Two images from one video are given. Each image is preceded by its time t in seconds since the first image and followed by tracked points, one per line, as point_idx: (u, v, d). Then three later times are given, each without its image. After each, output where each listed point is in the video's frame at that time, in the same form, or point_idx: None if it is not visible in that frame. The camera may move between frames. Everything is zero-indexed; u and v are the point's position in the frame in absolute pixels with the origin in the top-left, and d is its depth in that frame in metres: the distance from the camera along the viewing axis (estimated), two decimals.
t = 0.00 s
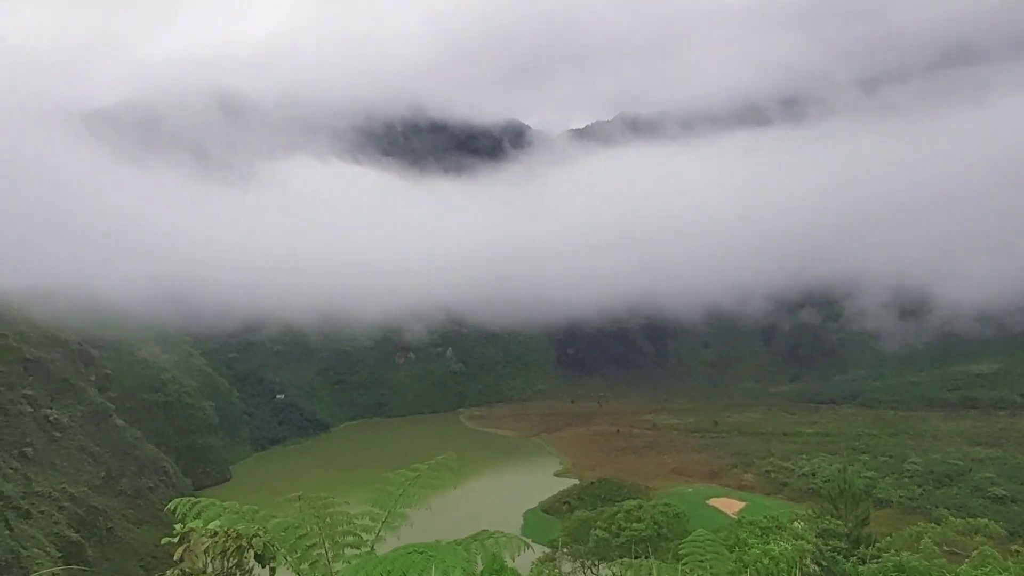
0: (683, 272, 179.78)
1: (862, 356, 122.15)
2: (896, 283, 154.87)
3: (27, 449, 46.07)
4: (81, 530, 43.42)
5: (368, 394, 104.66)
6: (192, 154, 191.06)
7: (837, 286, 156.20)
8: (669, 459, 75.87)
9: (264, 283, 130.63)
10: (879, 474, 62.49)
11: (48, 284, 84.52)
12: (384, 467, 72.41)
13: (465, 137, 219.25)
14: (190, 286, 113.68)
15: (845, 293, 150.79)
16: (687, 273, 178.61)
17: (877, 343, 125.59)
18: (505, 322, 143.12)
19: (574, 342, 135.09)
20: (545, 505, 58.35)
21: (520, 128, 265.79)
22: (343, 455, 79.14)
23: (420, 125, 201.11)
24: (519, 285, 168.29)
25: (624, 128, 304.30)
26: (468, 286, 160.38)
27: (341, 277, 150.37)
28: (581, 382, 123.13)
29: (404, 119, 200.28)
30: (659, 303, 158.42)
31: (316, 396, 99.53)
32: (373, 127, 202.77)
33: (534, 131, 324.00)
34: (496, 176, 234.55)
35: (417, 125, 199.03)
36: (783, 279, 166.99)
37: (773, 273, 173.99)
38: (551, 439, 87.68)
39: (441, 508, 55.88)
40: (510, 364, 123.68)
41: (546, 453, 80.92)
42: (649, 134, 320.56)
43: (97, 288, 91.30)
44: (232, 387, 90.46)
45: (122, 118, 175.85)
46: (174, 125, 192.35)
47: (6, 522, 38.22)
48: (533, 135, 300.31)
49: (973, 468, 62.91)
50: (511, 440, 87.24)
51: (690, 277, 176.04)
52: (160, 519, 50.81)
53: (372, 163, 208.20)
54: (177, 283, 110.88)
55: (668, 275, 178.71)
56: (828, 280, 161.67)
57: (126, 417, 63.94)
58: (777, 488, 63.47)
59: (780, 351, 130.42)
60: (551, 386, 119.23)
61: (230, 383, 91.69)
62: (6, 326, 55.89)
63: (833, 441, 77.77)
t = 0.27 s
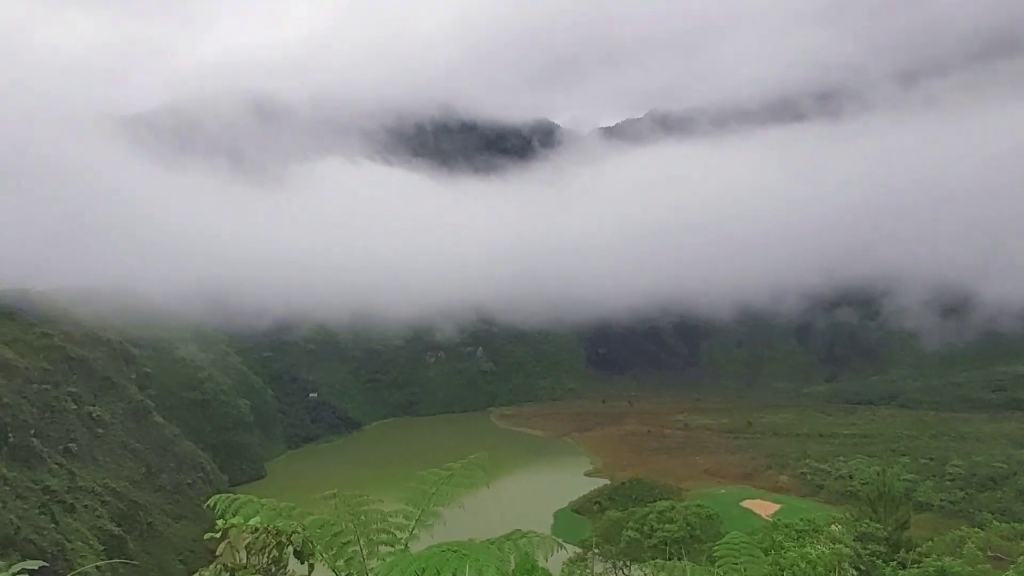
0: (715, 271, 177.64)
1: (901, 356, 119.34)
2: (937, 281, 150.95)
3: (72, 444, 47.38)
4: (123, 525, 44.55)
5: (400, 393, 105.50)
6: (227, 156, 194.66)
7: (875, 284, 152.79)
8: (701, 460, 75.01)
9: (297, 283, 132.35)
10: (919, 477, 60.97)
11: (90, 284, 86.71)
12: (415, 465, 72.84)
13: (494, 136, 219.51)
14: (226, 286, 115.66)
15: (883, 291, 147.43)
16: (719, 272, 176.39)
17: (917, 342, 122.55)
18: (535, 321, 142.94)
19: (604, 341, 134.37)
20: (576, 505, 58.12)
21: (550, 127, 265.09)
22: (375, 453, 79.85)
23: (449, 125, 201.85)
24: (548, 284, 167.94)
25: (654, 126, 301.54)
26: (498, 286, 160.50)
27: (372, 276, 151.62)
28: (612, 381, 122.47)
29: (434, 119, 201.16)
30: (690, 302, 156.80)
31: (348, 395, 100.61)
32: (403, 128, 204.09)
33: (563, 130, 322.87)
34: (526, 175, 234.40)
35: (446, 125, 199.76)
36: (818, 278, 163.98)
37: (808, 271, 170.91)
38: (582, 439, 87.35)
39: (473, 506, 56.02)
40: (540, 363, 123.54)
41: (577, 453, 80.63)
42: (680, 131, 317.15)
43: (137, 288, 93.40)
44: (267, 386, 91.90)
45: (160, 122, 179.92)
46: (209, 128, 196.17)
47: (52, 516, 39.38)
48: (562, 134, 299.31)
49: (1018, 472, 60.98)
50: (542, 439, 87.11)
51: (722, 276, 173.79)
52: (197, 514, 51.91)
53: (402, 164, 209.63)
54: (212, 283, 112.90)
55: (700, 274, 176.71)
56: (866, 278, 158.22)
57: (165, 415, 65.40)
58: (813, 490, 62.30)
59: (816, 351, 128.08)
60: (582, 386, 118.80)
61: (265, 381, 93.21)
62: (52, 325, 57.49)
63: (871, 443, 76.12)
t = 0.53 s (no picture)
0: (737, 271, 176.10)
1: (928, 356, 117.37)
2: (966, 280, 148.26)
3: (100, 442, 48.19)
4: (149, 521, 45.23)
5: (421, 393, 105.98)
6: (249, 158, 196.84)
7: (901, 284, 150.45)
8: (723, 461, 74.36)
9: (319, 283, 133.29)
10: (947, 480, 59.90)
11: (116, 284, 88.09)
12: (436, 464, 73.05)
13: (514, 136, 219.49)
14: (249, 286, 116.81)
15: (910, 291, 145.12)
16: (741, 271, 174.85)
17: (945, 342, 120.42)
18: (555, 321, 142.64)
19: (625, 341, 133.76)
20: (597, 505, 57.89)
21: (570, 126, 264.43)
22: (396, 452, 80.23)
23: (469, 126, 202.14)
24: (569, 284, 167.51)
25: (675, 125, 299.48)
26: (518, 286, 160.44)
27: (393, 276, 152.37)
28: (632, 381, 121.89)
29: (454, 120, 201.58)
30: (712, 301, 155.60)
31: (370, 395, 101.23)
32: (423, 128, 204.76)
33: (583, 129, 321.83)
34: (546, 175, 234.05)
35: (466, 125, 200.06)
36: (843, 278, 161.82)
37: (832, 270, 168.78)
38: (602, 439, 87.05)
39: (494, 506, 56.07)
40: (561, 363, 123.34)
41: (597, 453, 80.37)
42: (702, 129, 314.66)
43: (162, 287, 94.62)
44: (289, 385, 92.78)
45: (184, 125, 182.44)
46: (232, 130, 198.66)
47: (81, 511, 40.11)
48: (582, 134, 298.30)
49: None
50: (562, 439, 86.91)
51: (745, 276, 172.25)
52: (221, 511, 52.59)
53: (423, 164, 210.36)
54: (236, 283, 114.07)
55: (722, 273, 175.24)
56: (892, 277, 155.85)
57: (190, 413, 66.30)
58: (838, 492, 61.48)
59: (840, 351, 126.42)
60: (602, 386, 118.40)
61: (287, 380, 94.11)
62: (81, 326, 58.45)
63: (897, 445, 74.93)
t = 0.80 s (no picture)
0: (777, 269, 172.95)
1: (979, 355, 113.60)
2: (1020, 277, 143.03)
3: (148, 438, 49.60)
4: (195, 516, 46.42)
5: (457, 392, 106.59)
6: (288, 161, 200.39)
7: (951, 281, 145.87)
8: (763, 462, 73.11)
9: (357, 283, 134.95)
10: (1000, 484, 57.86)
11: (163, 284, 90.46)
12: (473, 463, 73.40)
13: (549, 135, 219.11)
14: (289, 286, 118.86)
15: (960, 288, 140.61)
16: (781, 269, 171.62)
17: (998, 341, 116.40)
18: (592, 320, 141.97)
19: (663, 340, 132.46)
20: (634, 506, 57.43)
21: (605, 124, 262.78)
22: (433, 451, 80.79)
23: (504, 125, 202.48)
24: (605, 283, 166.55)
25: (713, 121, 295.21)
26: (554, 285, 160.07)
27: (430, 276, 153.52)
28: (670, 381, 120.66)
29: (489, 120, 202.12)
30: (752, 300, 153.10)
31: (407, 393, 102.20)
32: (458, 129, 205.79)
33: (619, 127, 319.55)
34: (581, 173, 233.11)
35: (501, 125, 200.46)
36: (888, 275, 157.61)
37: (877, 267, 164.50)
38: (639, 439, 86.32)
39: (532, 505, 56.07)
40: (597, 362, 122.74)
41: (635, 453, 79.77)
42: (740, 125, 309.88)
43: (205, 287, 96.76)
44: (329, 384, 94.20)
45: (226, 129, 186.55)
46: (272, 133, 202.56)
47: (131, 505, 41.36)
48: (618, 131, 296.29)
49: None
50: (599, 439, 86.48)
51: (786, 274, 169.02)
52: (264, 506, 53.68)
53: (458, 164, 211.38)
54: (276, 283, 116.11)
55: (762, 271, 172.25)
56: (940, 274, 151.21)
57: (233, 411, 67.81)
58: (884, 496, 59.91)
59: (886, 350, 123.22)
60: (639, 386, 117.49)
61: (327, 379, 95.56)
62: (130, 325, 60.17)
63: (946, 447, 72.69)
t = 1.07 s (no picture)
0: (817, 267, 169.46)
1: None
2: None
3: (192, 436, 50.87)
4: (237, 512, 47.49)
5: (493, 392, 106.97)
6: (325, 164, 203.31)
7: (1001, 278, 141.12)
8: (804, 464, 71.70)
9: (392, 283, 136.18)
10: None
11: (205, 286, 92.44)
12: (509, 462, 73.55)
13: (582, 134, 218.25)
14: (327, 287, 120.52)
15: (1011, 285, 135.93)
16: (822, 267, 168.06)
17: None
18: (627, 319, 140.98)
19: (699, 339, 130.87)
20: (671, 507, 56.83)
21: (639, 122, 260.57)
22: (469, 451, 81.14)
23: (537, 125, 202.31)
24: (640, 282, 165.22)
25: (750, 117, 290.41)
26: (589, 284, 159.34)
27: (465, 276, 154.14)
28: (707, 381, 119.18)
29: (522, 120, 202.19)
30: (791, 298, 150.29)
31: (442, 393, 102.87)
32: (492, 129, 206.33)
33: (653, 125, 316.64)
34: (615, 171, 231.65)
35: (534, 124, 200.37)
36: (934, 272, 153.19)
37: (923, 265, 160.01)
38: (676, 439, 85.41)
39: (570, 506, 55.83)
40: (633, 362, 121.86)
41: (671, 453, 78.99)
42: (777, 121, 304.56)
43: (246, 287, 98.61)
44: (365, 383, 95.32)
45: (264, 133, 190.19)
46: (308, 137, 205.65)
47: (176, 501, 42.50)
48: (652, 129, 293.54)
49: None
50: (635, 439, 85.83)
51: (827, 271, 165.48)
52: (303, 503, 54.67)
53: (492, 164, 211.91)
54: (314, 284, 117.83)
55: (801, 270, 168.91)
56: (989, 271, 146.39)
57: (273, 410, 69.13)
58: (930, 499, 58.26)
59: (932, 350, 119.79)
60: (676, 386, 116.29)
61: (364, 378, 96.66)
62: (174, 326, 61.75)
63: (996, 450, 70.40)
